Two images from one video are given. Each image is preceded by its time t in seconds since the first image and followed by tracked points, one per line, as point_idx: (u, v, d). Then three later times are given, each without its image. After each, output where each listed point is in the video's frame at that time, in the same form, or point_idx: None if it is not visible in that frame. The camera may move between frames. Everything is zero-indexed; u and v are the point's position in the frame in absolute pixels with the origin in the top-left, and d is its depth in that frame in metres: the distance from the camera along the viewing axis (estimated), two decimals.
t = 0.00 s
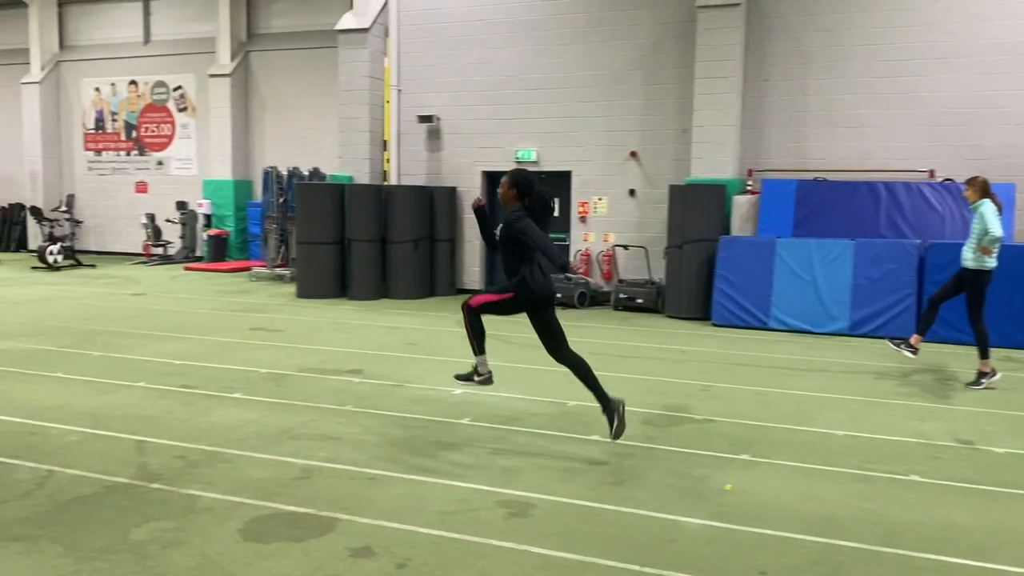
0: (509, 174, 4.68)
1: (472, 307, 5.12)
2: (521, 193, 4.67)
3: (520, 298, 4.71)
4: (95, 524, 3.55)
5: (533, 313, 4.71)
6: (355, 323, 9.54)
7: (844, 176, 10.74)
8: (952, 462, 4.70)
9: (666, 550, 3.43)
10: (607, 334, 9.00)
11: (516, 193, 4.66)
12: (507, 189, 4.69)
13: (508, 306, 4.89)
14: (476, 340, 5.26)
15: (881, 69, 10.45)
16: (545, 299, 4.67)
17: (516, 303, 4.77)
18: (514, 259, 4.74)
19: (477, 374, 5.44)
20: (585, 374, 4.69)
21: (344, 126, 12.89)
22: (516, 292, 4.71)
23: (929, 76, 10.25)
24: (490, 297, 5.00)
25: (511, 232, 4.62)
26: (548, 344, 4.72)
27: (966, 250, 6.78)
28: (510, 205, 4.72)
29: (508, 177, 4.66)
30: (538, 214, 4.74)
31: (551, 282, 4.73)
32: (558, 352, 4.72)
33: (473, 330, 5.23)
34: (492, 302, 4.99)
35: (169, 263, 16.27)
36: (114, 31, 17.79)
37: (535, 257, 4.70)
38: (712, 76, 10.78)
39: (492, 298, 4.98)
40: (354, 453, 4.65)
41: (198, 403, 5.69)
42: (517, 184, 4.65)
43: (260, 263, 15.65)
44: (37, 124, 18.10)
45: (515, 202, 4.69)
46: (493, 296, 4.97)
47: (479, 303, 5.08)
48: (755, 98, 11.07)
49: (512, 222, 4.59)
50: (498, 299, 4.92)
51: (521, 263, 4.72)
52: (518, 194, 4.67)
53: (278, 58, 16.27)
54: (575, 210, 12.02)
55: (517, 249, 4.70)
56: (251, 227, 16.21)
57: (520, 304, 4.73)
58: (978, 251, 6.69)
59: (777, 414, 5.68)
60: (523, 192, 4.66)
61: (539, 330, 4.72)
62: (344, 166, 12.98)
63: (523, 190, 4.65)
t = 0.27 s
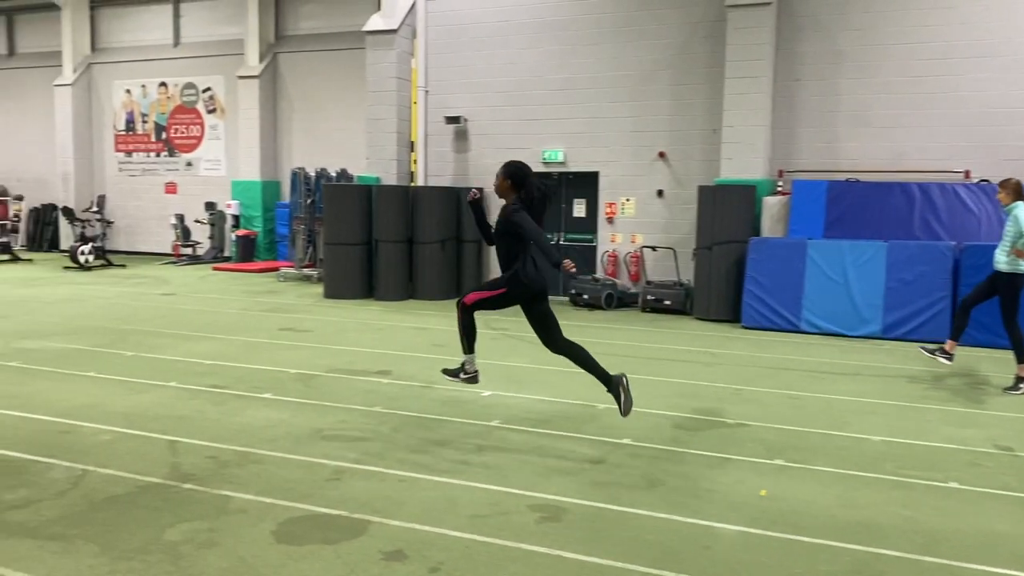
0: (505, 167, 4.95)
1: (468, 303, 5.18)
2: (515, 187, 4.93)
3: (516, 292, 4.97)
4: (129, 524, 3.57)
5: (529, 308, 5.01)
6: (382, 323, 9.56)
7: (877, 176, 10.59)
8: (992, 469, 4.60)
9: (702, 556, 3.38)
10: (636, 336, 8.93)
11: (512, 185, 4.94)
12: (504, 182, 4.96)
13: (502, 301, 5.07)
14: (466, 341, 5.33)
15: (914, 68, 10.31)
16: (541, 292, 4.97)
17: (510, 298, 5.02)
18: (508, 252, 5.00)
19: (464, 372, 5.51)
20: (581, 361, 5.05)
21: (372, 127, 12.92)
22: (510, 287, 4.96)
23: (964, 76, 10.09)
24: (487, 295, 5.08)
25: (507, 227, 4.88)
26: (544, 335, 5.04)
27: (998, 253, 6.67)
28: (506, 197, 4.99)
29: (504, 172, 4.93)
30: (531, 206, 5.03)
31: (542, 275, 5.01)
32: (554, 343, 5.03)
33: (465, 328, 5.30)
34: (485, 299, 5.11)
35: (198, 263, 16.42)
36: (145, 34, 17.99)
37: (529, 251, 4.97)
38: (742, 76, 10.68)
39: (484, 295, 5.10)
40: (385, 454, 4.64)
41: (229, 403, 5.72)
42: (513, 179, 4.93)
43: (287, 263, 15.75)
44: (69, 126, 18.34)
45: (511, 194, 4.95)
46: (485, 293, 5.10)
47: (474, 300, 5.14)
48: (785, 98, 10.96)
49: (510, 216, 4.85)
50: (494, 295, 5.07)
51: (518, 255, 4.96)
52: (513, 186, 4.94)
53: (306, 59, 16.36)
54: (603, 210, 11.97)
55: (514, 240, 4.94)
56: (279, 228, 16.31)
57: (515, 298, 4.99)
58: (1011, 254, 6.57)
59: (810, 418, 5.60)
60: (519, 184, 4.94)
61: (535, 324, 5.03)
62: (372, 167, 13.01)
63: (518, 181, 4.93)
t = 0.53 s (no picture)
0: (501, 164, 5.07)
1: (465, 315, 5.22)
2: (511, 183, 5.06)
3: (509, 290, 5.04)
4: (162, 523, 3.58)
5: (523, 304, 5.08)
6: (410, 324, 9.57)
7: (910, 177, 10.44)
8: None
9: (739, 563, 3.33)
10: (665, 338, 8.86)
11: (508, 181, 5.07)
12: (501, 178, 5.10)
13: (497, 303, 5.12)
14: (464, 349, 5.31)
15: (948, 67, 10.15)
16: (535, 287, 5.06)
17: (504, 297, 5.09)
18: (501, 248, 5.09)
19: (453, 383, 5.53)
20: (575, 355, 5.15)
21: (399, 128, 12.95)
22: (503, 284, 5.04)
23: (1000, 74, 9.91)
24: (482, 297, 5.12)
25: (501, 223, 4.99)
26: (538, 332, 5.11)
27: None
28: (503, 194, 5.13)
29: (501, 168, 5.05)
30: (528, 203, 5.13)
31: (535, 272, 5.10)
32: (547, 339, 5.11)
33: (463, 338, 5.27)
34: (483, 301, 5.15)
35: (227, 263, 16.56)
36: (176, 36, 18.17)
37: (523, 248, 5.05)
38: (773, 75, 10.57)
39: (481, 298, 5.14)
40: (415, 455, 4.63)
41: (259, 403, 5.74)
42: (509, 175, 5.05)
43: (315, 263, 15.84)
44: (101, 127, 18.57)
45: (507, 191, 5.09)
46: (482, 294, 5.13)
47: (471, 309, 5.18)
48: (816, 97, 10.83)
49: (505, 212, 4.98)
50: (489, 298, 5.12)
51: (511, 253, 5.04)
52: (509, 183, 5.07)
53: (334, 61, 16.44)
54: (630, 211, 11.89)
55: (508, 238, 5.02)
56: (306, 228, 16.39)
57: (507, 296, 5.06)
58: None
59: (844, 422, 5.51)
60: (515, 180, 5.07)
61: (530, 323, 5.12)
62: (399, 168, 13.03)
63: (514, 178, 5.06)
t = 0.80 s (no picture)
0: (497, 168, 5.07)
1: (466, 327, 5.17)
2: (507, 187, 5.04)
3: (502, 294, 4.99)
4: (196, 523, 3.60)
5: (518, 306, 5.03)
6: (437, 324, 9.56)
7: (944, 177, 10.27)
8: None
9: (774, 568, 3.28)
10: (694, 339, 8.78)
11: (502, 185, 5.06)
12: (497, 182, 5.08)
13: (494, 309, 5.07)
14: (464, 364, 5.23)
15: (984, 65, 9.98)
16: (527, 290, 4.98)
17: (499, 301, 5.04)
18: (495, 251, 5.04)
19: (448, 396, 5.42)
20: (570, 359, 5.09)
21: (426, 128, 12.96)
22: (496, 289, 5.00)
23: None
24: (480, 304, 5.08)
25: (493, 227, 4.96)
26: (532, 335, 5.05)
27: None
28: (498, 198, 5.11)
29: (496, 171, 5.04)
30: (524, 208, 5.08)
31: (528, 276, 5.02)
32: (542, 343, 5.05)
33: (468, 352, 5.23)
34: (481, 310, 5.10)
35: (255, 263, 16.68)
36: (204, 37, 18.33)
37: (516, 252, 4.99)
38: (803, 73, 10.45)
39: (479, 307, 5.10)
40: (445, 457, 4.61)
41: (290, 403, 5.75)
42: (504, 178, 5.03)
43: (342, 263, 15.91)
44: (131, 128, 18.77)
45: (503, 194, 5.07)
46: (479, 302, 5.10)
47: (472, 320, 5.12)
48: (848, 96, 10.70)
49: (497, 214, 4.95)
50: (488, 305, 5.06)
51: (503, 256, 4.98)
52: (504, 186, 5.06)
53: (361, 61, 16.51)
54: (658, 211, 11.82)
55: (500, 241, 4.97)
56: (333, 229, 16.45)
57: (502, 300, 5.02)
58: None
59: (879, 426, 5.42)
60: (508, 184, 5.05)
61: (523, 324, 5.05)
62: (426, 168, 13.04)
63: (507, 182, 5.04)
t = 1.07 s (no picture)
0: (493, 179, 4.86)
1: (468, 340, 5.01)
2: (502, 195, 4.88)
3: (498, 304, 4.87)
4: (229, 522, 3.59)
5: (511, 314, 4.90)
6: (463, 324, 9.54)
7: (981, 176, 10.09)
8: None
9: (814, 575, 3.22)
10: (723, 341, 8.69)
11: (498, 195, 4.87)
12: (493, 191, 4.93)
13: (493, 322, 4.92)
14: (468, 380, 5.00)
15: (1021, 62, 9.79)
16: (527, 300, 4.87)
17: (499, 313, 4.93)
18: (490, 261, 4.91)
19: (453, 412, 5.07)
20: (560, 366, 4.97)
21: (453, 128, 12.94)
22: (496, 300, 4.88)
23: None
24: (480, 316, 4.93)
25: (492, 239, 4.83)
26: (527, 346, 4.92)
27: None
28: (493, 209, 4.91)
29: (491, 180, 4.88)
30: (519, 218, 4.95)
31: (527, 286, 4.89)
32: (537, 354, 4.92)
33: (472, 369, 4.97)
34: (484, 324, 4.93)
35: (282, 263, 16.77)
36: (232, 39, 18.45)
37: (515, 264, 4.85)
38: (834, 72, 10.33)
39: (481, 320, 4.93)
40: (476, 458, 4.58)
41: (319, 403, 5.75)
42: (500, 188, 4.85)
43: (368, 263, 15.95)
44: (161, 128, 18.95)
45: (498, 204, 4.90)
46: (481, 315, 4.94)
47: (473, 334, 4.95)
48: (880, 95, 10.55)
49: (496, 226, 4.83)
50: (489, 318, 4.92)
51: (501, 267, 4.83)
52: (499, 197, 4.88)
53: (387, 62, 16.55)
54: (686, 211, 11.73)
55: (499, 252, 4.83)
56: (360, 229, 16.49)
57: (500, 310, 4.91)
58: None
59: (916, 430, 5.32)
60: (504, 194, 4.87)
61: (514, 328, 4.92)
62: (452, 168, 13.04)
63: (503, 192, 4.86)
